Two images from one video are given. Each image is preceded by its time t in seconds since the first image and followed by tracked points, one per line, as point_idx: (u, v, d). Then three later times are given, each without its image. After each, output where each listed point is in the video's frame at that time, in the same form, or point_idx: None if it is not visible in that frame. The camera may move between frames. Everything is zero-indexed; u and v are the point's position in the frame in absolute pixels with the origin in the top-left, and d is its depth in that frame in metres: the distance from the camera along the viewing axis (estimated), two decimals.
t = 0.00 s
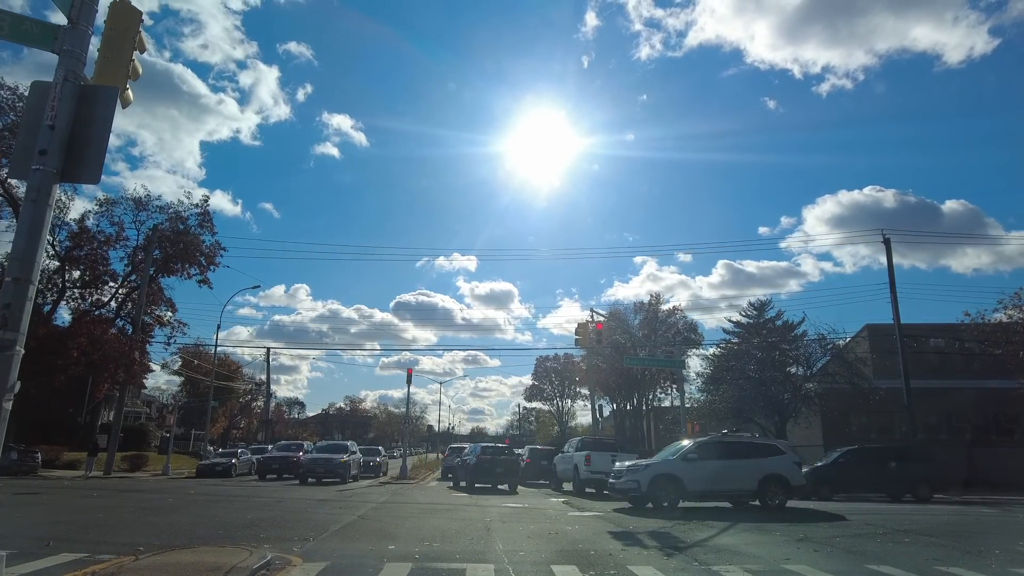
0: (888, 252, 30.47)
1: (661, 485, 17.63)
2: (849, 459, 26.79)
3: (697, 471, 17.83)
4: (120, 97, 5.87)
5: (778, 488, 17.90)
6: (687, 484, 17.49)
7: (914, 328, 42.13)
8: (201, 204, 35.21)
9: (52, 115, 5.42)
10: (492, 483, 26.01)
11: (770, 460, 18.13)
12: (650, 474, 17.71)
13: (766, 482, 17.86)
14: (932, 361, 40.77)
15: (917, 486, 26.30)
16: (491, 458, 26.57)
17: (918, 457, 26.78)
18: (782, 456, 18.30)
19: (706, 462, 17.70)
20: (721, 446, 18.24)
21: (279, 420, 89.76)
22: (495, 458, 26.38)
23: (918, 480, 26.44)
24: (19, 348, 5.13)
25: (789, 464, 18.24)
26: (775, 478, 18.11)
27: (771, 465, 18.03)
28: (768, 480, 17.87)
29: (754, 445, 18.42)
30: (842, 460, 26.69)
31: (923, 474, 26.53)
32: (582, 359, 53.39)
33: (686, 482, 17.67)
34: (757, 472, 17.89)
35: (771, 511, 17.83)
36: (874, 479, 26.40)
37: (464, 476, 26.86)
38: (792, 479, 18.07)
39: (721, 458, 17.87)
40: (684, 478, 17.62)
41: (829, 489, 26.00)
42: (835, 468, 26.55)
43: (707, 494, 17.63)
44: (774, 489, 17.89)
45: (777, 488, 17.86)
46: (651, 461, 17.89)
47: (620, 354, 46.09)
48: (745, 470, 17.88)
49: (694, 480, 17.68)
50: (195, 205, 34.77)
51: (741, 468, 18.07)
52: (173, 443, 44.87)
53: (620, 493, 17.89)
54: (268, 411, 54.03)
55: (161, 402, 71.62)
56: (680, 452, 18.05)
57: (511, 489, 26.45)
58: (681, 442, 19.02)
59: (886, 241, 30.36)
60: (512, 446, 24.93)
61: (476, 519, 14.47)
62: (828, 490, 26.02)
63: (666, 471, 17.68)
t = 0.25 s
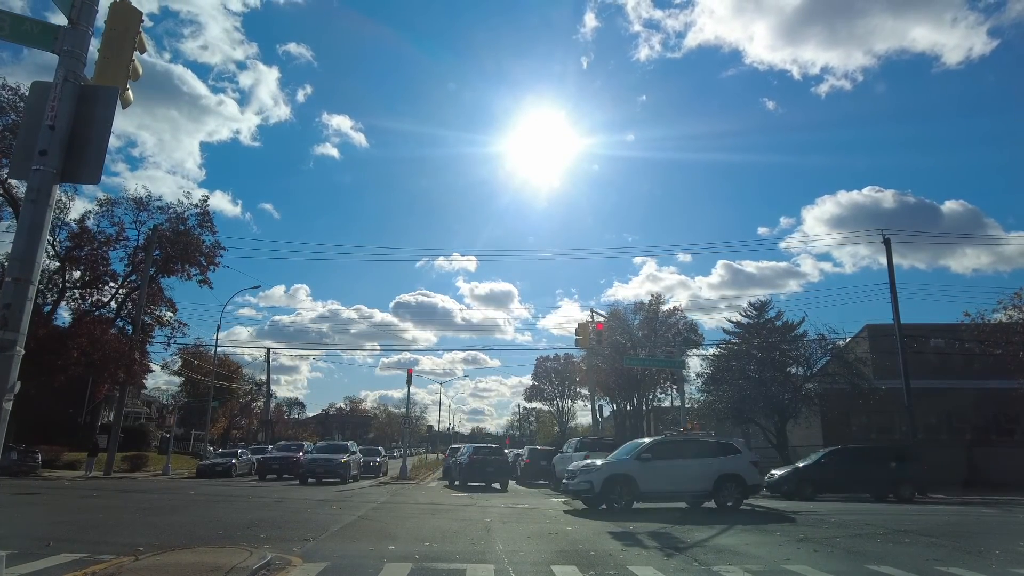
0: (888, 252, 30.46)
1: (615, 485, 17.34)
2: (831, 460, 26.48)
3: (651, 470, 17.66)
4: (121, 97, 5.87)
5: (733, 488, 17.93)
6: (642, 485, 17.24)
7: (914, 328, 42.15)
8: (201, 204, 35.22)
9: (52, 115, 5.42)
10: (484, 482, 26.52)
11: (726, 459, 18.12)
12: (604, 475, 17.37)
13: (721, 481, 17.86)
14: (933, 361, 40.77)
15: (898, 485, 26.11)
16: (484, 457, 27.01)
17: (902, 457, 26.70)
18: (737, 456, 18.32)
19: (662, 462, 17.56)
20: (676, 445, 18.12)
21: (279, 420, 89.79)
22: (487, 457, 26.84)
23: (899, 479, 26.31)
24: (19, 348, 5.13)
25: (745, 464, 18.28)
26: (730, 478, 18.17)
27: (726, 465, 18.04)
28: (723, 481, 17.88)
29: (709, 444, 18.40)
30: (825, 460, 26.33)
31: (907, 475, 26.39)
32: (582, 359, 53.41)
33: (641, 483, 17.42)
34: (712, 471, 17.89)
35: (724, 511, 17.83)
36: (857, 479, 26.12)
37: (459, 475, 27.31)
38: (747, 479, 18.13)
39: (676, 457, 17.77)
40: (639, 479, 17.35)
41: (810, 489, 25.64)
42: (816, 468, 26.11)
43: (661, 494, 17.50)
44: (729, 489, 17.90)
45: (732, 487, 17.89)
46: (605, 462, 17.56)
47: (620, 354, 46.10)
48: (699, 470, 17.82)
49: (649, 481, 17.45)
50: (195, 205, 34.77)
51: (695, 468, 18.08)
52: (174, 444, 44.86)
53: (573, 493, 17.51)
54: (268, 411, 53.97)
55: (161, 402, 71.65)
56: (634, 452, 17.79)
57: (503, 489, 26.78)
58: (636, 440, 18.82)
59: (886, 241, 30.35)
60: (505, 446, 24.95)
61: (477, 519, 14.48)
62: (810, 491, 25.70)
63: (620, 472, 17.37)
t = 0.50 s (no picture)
0: (888, 252, 30.43)
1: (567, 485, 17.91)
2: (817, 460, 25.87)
3: (605, 471, 18.25)
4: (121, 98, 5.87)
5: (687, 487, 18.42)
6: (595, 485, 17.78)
7: (914, 328, 42.17)
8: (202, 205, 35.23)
9: (52, 115, 5.42)
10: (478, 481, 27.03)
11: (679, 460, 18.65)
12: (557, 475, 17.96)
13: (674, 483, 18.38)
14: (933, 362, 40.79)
15: (883, 485, 25.59)
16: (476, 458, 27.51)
17: (890, 457, 26.17)
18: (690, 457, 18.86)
19: (614, 463, 18.11)
20: (631, 447, 18.67)
21: (279, 420, 89.81)
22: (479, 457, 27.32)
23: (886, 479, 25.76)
24: (19, 349, 5.13)
25: (699, 465, 18.75)
26: (683, 478, 18.67)
27: (678, 466, 18.56)
28: (675, 481, 18.41)
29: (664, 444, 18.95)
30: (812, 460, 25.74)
31: (895, 476, 25.85)
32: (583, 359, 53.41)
33: (593, 482, 17.98)
34: (665, 472, 18.38)
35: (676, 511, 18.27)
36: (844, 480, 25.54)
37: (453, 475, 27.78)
38: (699, 480, 18.55)
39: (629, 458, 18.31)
40: (591, 478, 17.93)
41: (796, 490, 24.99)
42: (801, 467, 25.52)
43: (614, 494, 18.06)
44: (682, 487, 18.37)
45: (683, 487, 18.35)
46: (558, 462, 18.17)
47: (620, 354, 46.08)
48: (653, 470, 18.37)
49: (601, 482, 18.06)
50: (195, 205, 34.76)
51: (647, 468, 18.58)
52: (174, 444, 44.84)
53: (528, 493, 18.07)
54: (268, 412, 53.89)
55: (161, 403, 71.65)
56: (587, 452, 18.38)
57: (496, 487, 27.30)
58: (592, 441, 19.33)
59: (886, 242, 30.35)
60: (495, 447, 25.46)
61: (477, 520, 14.48)
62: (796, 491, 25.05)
63: (573, 472, 17.95)
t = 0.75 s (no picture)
0: (888, 252, 30.43)
1: (508, 484, 16.05)
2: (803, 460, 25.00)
3: (548, 470, 16.45)
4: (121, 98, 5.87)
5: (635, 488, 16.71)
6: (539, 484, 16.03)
7: (914, 328, 42.20)
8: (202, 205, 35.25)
9: (53, 115, 5.42)
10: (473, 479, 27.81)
11: (629, 458, 16.92)
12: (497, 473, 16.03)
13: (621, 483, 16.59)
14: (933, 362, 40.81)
15: (870, 485, 24.78)
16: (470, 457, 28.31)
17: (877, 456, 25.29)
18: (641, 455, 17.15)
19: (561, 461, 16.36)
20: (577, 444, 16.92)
21: (279, 420, 89.93)
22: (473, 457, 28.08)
23: (872, 479, 24.90)
24: (19, 349, 5.13)
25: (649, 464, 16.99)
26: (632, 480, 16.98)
27: (626, 465, 16.80)
28: (622, 482, 16.59)
29: (612, 441, 17.19)
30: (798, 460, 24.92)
31: (881, 475, 24.98)
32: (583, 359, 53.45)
33: (538, 482, 16.22)
34: (611, 472, 16.60)
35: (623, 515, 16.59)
36: (831, 480, 24.70)
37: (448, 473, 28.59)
38: (649, 481, 16.84)
39: (574, 455, 16.50)
40: (535, 478, 16.16)
41: (785, 491, 24.27)
42: (789, 468, 24.70)
43: (555, 495, 16.25)
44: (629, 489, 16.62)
45: (632, 490, 16.63)
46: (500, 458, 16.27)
47: (620, 355, 46.09)
48: (601, 470, 16.63)
49: (543, 481, 16.27)
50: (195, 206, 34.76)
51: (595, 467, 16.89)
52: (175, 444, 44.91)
53: (463, 492, 16.03)
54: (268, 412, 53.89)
55: (161, 403, 71.72)
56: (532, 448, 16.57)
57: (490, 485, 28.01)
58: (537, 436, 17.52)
59: (886, 242, 30.34)
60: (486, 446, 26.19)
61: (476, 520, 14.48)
62: (784, 492, 24.32)
63: (516, 469, 16.12)
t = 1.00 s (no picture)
0: (888, 252, 30.41)
1: (442, 485, 14.93)
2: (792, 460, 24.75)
3: (485, 470, 15.47)
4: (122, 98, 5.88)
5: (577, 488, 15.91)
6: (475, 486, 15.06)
7: (914, 328, 42.23)
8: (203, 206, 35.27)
9: (53, 115, 5.42)
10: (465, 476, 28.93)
11: (572, 457, 16.12)
12: (430, 473, 14.92)
13: (561, 483, 15.77)
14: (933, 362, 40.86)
15: (859, 485, 24.53)
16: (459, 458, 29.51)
17: (867, 456, 25.14)
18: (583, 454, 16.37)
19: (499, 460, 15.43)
20: (516, 442, 16.02)
21: (279, 421, 90.03)
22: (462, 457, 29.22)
23: (862, 480, 24.70)
24: (19, 348, 5.13)
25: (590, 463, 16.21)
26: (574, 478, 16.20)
27: (567, 464, 15.99)
28: (562, 482, 15.81)
29: (553, 439, 16.36)
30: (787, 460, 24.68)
31: (871, 475, 24.73)
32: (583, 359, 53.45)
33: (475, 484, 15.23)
34: (551, 471, 15.78)
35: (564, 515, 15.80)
36: (822, 480, 24.49)
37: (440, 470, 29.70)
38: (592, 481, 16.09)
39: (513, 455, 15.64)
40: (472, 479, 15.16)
41: (774, 490, 24.06)
42: (778, 468, 24.46)
43: (492, 496, 15.30)
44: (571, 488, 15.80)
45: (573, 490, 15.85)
46: (433, 457, 15.17)
47: (620, 355, 46.10)
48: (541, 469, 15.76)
49: (480, 482, 15.26)
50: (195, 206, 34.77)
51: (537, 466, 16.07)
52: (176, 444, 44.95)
53: (393, 493, 14.84)
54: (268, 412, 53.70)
55: (161, 403, 71.75)
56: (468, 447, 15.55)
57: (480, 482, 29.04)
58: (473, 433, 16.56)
59: (886, 242, 30.35)
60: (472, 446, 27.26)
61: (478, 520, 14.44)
62: (773, 491, 24.10)
63: (451, 470, 15.07)
